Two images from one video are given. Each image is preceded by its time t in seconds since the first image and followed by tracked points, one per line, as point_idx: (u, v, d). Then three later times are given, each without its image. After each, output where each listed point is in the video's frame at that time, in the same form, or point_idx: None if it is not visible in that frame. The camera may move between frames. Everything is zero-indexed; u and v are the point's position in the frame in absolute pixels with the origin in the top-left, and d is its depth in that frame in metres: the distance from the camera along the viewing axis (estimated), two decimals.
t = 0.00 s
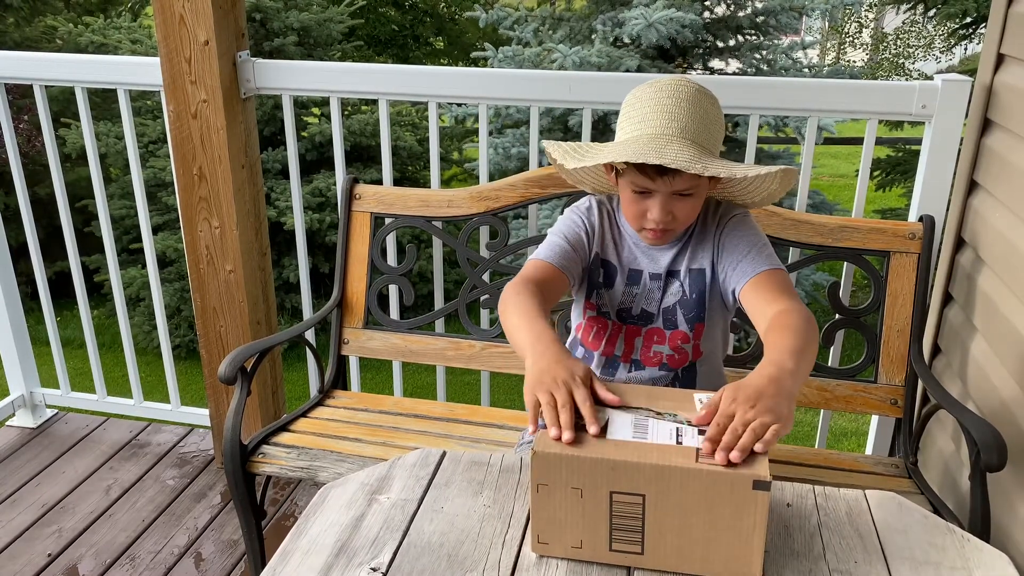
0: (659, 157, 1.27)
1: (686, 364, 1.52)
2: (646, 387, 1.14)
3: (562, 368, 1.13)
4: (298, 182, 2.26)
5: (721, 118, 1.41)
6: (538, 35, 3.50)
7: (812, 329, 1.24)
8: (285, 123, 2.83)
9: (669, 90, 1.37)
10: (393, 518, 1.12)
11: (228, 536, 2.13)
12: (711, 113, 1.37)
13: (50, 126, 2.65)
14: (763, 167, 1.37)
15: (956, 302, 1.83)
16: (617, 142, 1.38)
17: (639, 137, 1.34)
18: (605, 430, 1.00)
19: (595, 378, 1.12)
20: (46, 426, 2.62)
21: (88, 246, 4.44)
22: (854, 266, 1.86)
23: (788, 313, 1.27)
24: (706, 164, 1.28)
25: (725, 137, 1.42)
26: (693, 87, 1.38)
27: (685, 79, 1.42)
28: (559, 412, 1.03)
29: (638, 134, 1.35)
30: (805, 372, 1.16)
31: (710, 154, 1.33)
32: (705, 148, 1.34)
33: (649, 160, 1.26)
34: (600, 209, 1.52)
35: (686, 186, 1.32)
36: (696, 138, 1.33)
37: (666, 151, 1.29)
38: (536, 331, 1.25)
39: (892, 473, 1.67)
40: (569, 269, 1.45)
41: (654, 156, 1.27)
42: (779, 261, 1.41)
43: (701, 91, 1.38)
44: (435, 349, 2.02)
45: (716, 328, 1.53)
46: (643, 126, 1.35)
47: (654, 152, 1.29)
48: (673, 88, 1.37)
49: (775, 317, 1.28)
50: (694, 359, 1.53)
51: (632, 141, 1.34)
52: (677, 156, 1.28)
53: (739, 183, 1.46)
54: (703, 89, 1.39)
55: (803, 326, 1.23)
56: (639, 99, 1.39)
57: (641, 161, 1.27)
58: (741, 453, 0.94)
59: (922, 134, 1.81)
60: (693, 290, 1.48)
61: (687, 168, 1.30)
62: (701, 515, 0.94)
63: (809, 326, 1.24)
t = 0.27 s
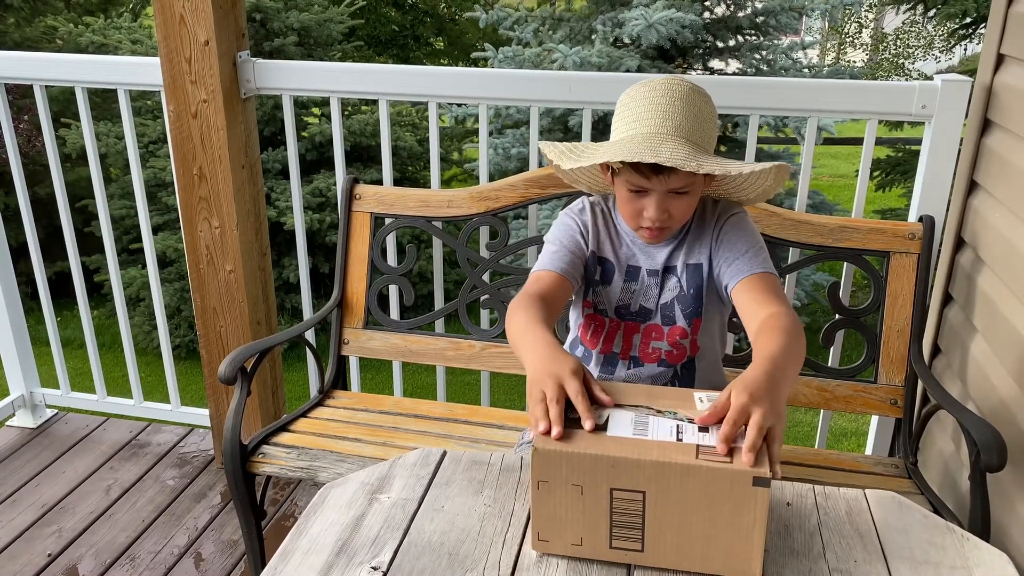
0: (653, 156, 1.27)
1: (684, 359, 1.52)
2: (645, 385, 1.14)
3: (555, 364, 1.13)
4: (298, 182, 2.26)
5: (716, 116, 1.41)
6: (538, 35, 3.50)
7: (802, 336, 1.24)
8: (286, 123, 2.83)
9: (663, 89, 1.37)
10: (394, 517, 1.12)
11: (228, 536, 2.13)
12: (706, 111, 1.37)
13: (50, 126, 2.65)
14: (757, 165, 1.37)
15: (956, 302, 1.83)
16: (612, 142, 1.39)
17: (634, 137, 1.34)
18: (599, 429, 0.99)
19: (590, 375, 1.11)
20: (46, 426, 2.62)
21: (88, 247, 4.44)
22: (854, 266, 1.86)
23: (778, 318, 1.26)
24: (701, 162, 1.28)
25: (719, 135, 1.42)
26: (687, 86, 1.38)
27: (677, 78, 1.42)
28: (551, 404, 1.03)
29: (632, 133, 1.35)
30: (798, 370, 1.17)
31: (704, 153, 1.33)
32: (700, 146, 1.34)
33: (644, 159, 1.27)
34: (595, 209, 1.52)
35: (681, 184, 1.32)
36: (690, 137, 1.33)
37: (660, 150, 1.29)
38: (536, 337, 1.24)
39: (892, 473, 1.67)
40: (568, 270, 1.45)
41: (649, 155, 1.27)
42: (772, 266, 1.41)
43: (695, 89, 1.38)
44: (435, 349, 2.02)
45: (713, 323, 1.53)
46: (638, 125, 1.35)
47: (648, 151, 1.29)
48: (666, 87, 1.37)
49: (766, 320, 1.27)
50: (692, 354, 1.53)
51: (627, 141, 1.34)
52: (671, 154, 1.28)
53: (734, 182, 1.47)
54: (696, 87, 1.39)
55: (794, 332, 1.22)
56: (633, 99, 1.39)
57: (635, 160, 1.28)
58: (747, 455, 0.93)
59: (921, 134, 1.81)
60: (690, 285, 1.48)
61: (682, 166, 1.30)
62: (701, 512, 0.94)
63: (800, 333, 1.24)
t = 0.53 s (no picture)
0: (650, 152, 1.27)
1: (684, 358, 1.51)
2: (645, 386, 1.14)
3: (555, 364, 1.13)
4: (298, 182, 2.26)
5: (712, 114, 1.41)
6: (538, 35, 3.50)
7: (801, 338, 1.22)
8: (285, 123, 2.83)
9: (660, 87, 1.37)
10: (394, 518, 1.12)
11: (228, 536, 2.13)
12: (703, 109, 1.37)
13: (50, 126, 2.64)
14: (754, 162, 1.37)
15: (956, 302, 1.83)
16: (609, 139, 1.39)
17: (631, 134, 1.34)
18: (596, 429, 0.99)
19: (588, 377, 1.11)
20: (46, 426, 2.62)
21: (88, 247, 4.44)
22: (854, 266, 1.86)
23: (777, 317, 1.25)
24: (698, 158, 1.28)
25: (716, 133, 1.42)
26: (684, 85, 1.38)
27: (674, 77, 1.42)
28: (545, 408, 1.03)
29: (629, 131, 1.35)
30: (799, 368, 1.17)
31: (701, 150, 1.33)
32: (697, 143, 1.34)
33: (640, 154, 1.27)
34: (594, 209, 1.53)
35: (679, 182, 1.33)
36: (687, 134, 1.33)
37: (657, 146, 1.29)
38: (537, 336, 1.24)
39: (892, 473, 1.67)
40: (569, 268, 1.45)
41: (646, 151, 1.27)
42: (771, 264, 1.41)
43: (692, 88, 1.38)
44: (435, 349, 2.02)
45: (713, 322, 1.53)
46: (635, 122, 1.35)
47: (645, 147, 1.29)
48: (663, 85, 1.37)
49: (767, 319, 1.26)
50: (692, 353, 1.52)
51: (624, 138, 1.34)
52: (668, 150, 1.28)
53: (732, 179, 1.47)
54: (694, 86, 1.39)
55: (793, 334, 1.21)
56: (631, 97, 1.39)
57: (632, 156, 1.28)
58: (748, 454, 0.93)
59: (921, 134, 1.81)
60: (690, 284, 1.48)
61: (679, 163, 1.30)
62: (701, 513, 0.94)
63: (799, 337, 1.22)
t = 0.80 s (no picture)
0: (651, 145, 1.27)
1: (686, 358, 1.52)
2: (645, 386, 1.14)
3: (555, 360, 1.14)
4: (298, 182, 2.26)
5: (714, 114, 1.41)
6: (538, 35, 3.50)
7: (808, 338, 1.21)
8: (285, 123, 2.83)
9: (662, 86, 1.37)
10: (394, 517, 1.12)
11: (228, 536, 2.13)
12: (705, 108, 1.37)
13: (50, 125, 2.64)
14: (755, 160, 1.37)
15: (956, 302, 1.83)
16: (611, 135, 1.39)
17: (633, 129, 1.34)
18: (594, 426, 1.00)
19: (588, 376, 1.12)
20: (46, 426, 2.62)
21: (88, 247, 4.44)
22: (854, 266, 1.85)
23: (785, 314, 1.24)
24: (699, 152, 1.28)
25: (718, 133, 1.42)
26: (686, 84, 1.38)
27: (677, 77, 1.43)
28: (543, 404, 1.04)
29: (631, 127, 1.35)
30: (804, 362, 1.17)
31: (702, 147, 1.33)
32: (698, 141, 1.34)
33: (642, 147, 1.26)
34: (597, 211, 1.53)
35: (680, 179, 1.32)
36: (689, 131, 1.33)
37: (658, 141, 1.29)
38: (537, 331, 1.24)
39: (892, 473, 1.67)
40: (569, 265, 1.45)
41: (648, 144, 1.27)
42: (773, 258, 1.41)
43: (694, 87, 1.39)
44: (434, 349, 2.02)
45: (714, 322, 1.53)
46: (637, 120, 1.35)
47: (646, 142, 1.29)
48: (665, 85, 1.38)
49: (775, 315, 1.25)
50: (692, 352, 1.52)
51: (625, 133, 1.34)
52: (669, 145, 1.28)
53: (732, 178, 1.47)
54: (696, 85, 1.40)
55: (800, 335, 1.20)
56: (633, 96, 1.39)
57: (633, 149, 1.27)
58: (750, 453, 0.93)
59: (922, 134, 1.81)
60: (691, 285, 1.48)
61: (681, 158, 1.30)
62: (701, 512, 0.94)
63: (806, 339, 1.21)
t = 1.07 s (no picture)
0: (653, 148, 1.27)
1: (685, 359, 1.52)
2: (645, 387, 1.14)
3: (555, 359, 1.14)
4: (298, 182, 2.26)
5: (715, 117, 1.41)
6: (538, 35, 3.50)
7: (808, 336, 1.21)
8: (285, 122, 2.83)
9: (664, 89, 1.37)
10: (394, 518, 1.12)
11: (228, 536, 2.13)
12: (707, 112, 1.37)
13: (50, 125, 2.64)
14: (755, 164, 1.37)
15: (956, 302, 1.83)
16: (613, 138, 1.39)
17: (634, 132, 1.34)
18: (592, 427, 1.00)
19: (588, 375, 1.12)
20: (46, 426, 2.62)
21: (88, 247, 4.44)
22: (854, 267, 1.85)
23: (784, 314, 1.23)
24: (701, 155, 1.28)
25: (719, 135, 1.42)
26: (688, 87, 1.38)
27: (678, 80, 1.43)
28: (541, 404, 1.04)
29: (633, 129, 1.35)
30: (804, 361, 1.17)
31: (703, 150, 1.33)
32: (700, 144, 1.34)
33: (644, 150, 1.26)
34: (598, 212, 1.52)
35: (680, 182, 1.32)
36: (691, 134, 1.33)
37: (660, 143, 1.28)
38: (536, 327, 1.24)
39: (893, 473, 1.67)
40: (570, 264, 1.45)
41: (649, 146, 1.27)
42: (772, 257, 1.41)
43: (696, 90, 1.39)
44: (435, 349, 2.02)
45: (714, 323, 1.53)
46: (639, 122, 1.35)
47: (648, 144, 1.29)
48: (667, 88, 1.38)
49: (774, 314, 1.25)
50: (692, 353, 1.53)
51: (627, 136, 1.34)
52: (671, 147, 1.28)
53: (732, 181, 1.47)
54: (697, 88, 1.40)
55: (799, 336, 1.19)
56: (635, 98, 1.39)
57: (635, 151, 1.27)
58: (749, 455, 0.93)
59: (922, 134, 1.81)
60: (691, 287, 1.48)
61: (682, 161, 1.30)
62: (701, 515, 0.94)
63: (806, 340, 1.21)
